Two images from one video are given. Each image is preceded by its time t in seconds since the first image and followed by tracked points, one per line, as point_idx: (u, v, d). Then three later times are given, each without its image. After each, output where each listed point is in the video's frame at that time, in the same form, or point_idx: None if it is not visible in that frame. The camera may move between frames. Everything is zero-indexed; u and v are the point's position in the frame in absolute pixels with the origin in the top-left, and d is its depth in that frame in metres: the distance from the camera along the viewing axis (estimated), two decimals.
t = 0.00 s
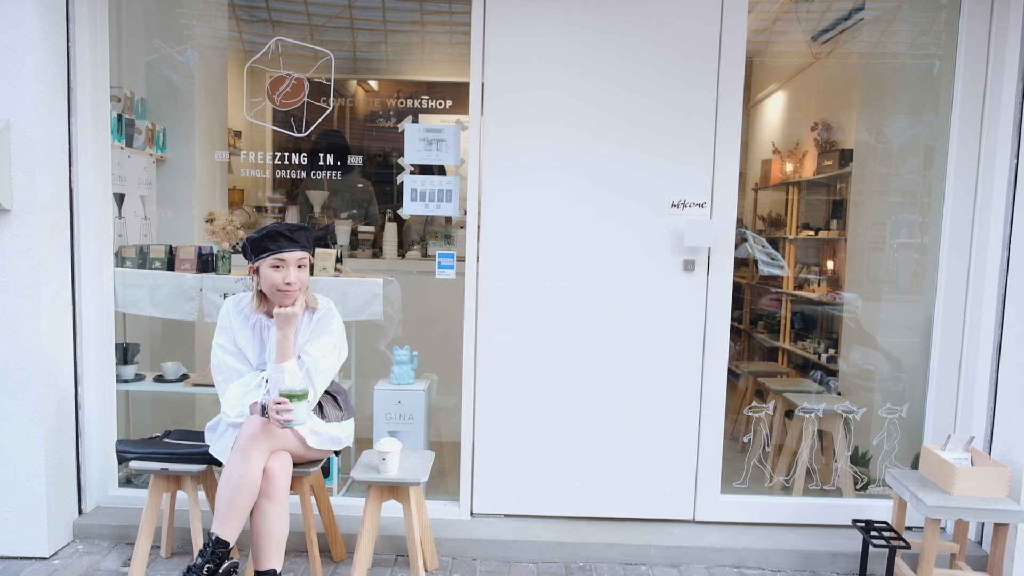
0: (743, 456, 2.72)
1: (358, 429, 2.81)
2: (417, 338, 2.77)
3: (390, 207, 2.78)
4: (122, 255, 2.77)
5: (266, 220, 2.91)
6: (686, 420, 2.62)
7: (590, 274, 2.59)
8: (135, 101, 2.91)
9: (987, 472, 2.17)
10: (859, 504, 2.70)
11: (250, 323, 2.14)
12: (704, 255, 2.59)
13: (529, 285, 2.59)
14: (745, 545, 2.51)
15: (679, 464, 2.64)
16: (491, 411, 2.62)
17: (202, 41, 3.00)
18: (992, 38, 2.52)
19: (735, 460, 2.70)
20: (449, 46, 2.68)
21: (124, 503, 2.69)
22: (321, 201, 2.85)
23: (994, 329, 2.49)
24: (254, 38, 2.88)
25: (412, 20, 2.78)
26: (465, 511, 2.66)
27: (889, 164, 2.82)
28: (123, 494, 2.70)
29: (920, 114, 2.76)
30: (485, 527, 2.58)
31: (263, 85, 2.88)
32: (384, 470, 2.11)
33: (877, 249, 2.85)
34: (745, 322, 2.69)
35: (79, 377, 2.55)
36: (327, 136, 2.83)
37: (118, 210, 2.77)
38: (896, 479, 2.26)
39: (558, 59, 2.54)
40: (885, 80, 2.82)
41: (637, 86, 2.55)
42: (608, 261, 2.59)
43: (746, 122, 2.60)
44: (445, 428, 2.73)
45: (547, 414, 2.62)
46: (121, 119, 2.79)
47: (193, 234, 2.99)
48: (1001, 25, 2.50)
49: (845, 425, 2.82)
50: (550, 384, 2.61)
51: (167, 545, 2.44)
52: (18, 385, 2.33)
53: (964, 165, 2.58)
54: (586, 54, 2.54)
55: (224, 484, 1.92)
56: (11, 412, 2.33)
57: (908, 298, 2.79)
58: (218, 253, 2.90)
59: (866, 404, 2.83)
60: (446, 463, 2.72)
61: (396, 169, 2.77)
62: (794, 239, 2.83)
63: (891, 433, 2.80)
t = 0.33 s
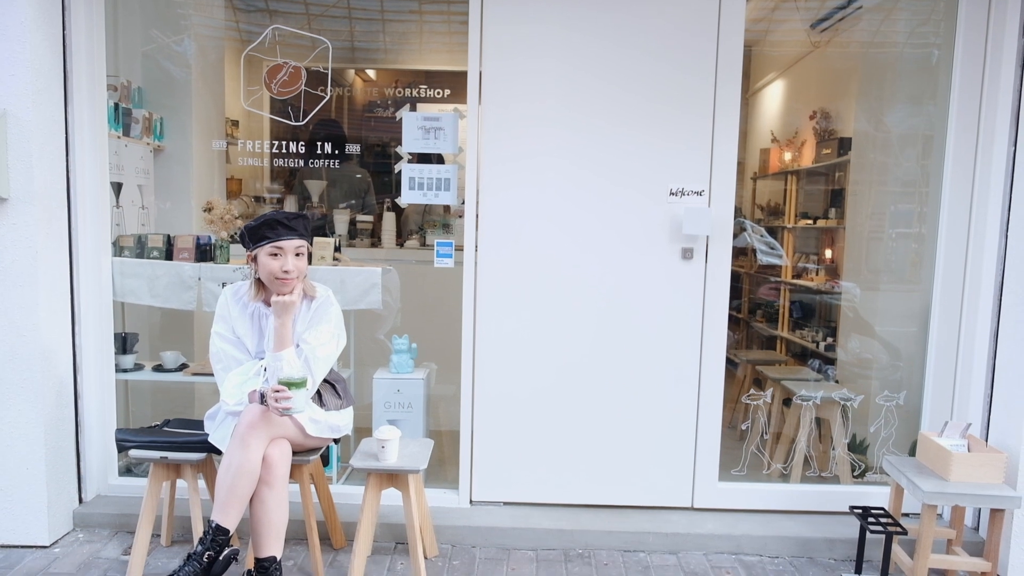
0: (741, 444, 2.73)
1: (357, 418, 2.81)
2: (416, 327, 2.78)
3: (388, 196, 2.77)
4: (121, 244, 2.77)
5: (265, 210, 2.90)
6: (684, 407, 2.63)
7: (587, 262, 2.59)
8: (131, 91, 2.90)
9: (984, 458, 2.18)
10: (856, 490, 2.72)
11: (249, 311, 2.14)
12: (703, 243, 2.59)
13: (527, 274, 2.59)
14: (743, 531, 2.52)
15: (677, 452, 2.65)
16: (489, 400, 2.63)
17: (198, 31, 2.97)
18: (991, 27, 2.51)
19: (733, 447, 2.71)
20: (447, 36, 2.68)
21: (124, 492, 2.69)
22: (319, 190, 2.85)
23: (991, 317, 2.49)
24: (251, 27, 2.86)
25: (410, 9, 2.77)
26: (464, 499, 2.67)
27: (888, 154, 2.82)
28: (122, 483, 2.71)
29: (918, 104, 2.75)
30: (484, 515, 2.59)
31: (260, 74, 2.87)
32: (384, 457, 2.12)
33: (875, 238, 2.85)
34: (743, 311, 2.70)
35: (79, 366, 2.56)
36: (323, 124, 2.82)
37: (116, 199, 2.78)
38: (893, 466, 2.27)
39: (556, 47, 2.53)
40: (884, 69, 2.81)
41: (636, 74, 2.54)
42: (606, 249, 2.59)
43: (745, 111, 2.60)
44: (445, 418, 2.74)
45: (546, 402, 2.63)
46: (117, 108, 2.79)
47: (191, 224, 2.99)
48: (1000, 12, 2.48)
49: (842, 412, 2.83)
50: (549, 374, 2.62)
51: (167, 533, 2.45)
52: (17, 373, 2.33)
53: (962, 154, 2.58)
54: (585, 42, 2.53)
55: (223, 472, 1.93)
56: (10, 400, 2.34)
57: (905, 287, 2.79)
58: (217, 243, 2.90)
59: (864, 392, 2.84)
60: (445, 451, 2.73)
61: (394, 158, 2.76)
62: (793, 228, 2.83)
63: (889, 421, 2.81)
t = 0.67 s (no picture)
0: (742, 433, 2.74)
1: (358, 407, 2.82)
2: (416, 317, 2.78)
3: (389, 186, 2.77)
4: (121, 234, 2.77)
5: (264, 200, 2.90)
6: (685, 396, 2.63)
7: (588, 251, 2.59)
8: (131, 81, 2.89)
9: (984, 446, 2.18)
10: (856, 478, 2.72)
11: (250, 300, 2.14)
12: (703, 231, 2.58)
13: (528, 264, 2.59)
14: (744, 519, 2.53)
15: (678, 440, 2.65)
16: (490, 390, 2.64)
17: (197, 22, 2.93)
18: (993, 15, 2.50)
19: (733, 436, 2.72)
20: (446, 26, 2.67)
21: (126, 481, 2.70)
22: (319, 180, 2.84)
23: (992, 305, 2.49)
24: (249, 18, 2.84)
25: None
26: (465, 487, 2.67)
27: (889, 143, 2.81)
28: (124, 473, 2.71)
29: (920, 93, 2.74)
30: (485, 503, 2.60)
31: (259, 64, 2.85)
32: (384, 446, 2.13)
33: (876, 228, 2.84)
34: (744, 300, 2.70)
35: (81, 356, 2.56)
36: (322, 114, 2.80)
37: (116, 189, 2.77)
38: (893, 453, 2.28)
39: (556, 35, 2.52)
40: (885, 58, 2.79)
41: (636, 63, 2.53)
42: (606, 238, 2.58)
43: (745, 101, 2.59)
44: (446, 408, 2.75)
45: (546, 392, 2.63)
46: (116, 98, 2.78)
47: (190, 215, 2.98)
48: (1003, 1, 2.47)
49: (842, 401, 2.84)
50: (549, 364, 2.62)
51: (170, 522, 2.46)
52: (19, 363, 2.34)
53: (963, 143, 2.57)
54: (585, 32, 2.52)
55: (225, 461, 1.93)
56: (13, 390, 2.35)
57: (906, 277, 2.79)
58: (217, 233, 2.90)
59: (864, 380, 2.84)
60: (445, 440, 2.74)
61: (394, 148, 2.76)
62: (793, 217, 2.83)
63: (889, 409, 2.82)
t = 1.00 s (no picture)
0: (744, 423, 2.75)
1: (362, 399, 2.83)
2: (419, 307, 2.78)
3: (391, 176, 2.77)
4: (124, 225, 2.79)
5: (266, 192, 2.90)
6: (688, 386, 2.63)
7: (590, 242, 2.58)
8: (133, 72, 2.88)
9: (987, 435, 2.18)
10: (858, 468, 2.73)
11: (256, 283, 2.15)
12: (706, 221, 2.58)
13: (531, 255, 2.59)
14: (746, 509, 2.53)
15: (680, 431, 2.65)
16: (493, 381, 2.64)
17: (198, 13, 2.94)
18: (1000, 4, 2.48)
19: (736, 426, 2.72)
20: (448, 17, 2.66)
21: (130, 471, 2.72)
22: (321, 171, 2.84)
23: (997, 294, 2.48)
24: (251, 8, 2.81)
25: None
26: (468, 477, 2.68)
27: (894, 134, 2.79)
28: (129, 463, 2.73)
29: (924, 83, 2.72)
30: (488, 493, 2.61)
31: (261, 54, 2.84)
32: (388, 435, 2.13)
33: (879, 219, 2.83)
34: (747, 292, 2.70)
35: (85, 347, 2.57)
36: (324, 105, 2.80)
37: (118, 180, 2.78)
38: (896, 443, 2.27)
39: (558, 24, 2.51)
40: (890, 48, 2.76)
41: (639, 52, 2.52)
42: (609, 229, 2.58)
43: (749, 91, 2.57)
44: (449, 398, 2.75)
45: (549, 382, 2.63)
46: (119, 89, 2.78)
47: (192, 205, 2.99)
48: None
49: (845, 391, 2.84)
50: (551, 353, 2.62)
51: (174, 511, 2.47)
52: (24, 354, 2.35)
53: (968, 134, 2.56)
54: (588, 21, 2.51)
55: (228, 450, 1.94)
56: (18, 380, 2.36)
57: (909, 268, 2.79)
58: (220, 224, 2.88)
59: (867, 370, 2.85)
60: (449, 431, 2.75)
61: (396, 137, 2.75)
62: (797, 207, 2.82)
63: (892, 399, 2.82)
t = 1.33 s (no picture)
0: (746, 415, 2.76)
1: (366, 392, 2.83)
2: (422, 300, 2.79)
3: (393, 169, 2.77)
4: (127, 217, 2.79)
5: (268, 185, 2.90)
6: (690, 379, 2.63)
7: (593, 235, 2.58)
8: (135, 64, 2.87)
9: (990, 427, 2.17)
10: (860, 460, 2.73)
11: (261, 267, 2.17)
12: (708, 214, 2.57)
13: (533, 248, 2.59)
14: (748, 501, 2.54)
15: (682, 423, 2.65)
16: (495, 374, 2.64)
17: (201, 7, 2.91)
18: None
19: (738, 418, 2.73)
20: (450, 9, 2.65)
21: (134, 463, 2.73)
22: (323, 164, 2.84)
23: (1000, 285, 2.47)
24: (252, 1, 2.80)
25: None
26: (470, 469, 2.69)
27: (897, 127, 2.78)
28: (133, 454, 2.74)
29: (928, 76, 2.71)
30: (491, 485, 2.62)
31: (263, 46, 2.83)
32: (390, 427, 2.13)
33: (882, 212, 2.83)
34: (750, 285, 2.69)
35: (88, 339, 2.58)
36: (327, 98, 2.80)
37: (121, 173, 2.78)
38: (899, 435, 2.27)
39: (561, 16, 2.50)
40: (895, 41, 2.75)
41: (642, 44, 2.51)
42: (612, 221, 2.58)
43: (752, 84, 2.57)
44: (451, 391, 2.76)
45: (551, 375, 2.64)
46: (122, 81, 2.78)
47: (197, 197, 2.97)
48: None
49: (848, 384, 2.84)
50: (554, 345, 2.62)
51: (178, 503, 2.48)
52: (29, 345, 2.36)
53: (972, 127, 2.55)
54: (591, 13, 2.50)
55: (231, 440, 1.94)
56: (22, 371, 2.37)
57: (912, 262, 2.78)
58: (222, 216, 2.90)
59: (870, 362, 2.84)
60: (451, 423, 2.75)
61: (399, 129, 2.75)
62: (800, 200, 2.81)
63: (894, 391, 2.82)
